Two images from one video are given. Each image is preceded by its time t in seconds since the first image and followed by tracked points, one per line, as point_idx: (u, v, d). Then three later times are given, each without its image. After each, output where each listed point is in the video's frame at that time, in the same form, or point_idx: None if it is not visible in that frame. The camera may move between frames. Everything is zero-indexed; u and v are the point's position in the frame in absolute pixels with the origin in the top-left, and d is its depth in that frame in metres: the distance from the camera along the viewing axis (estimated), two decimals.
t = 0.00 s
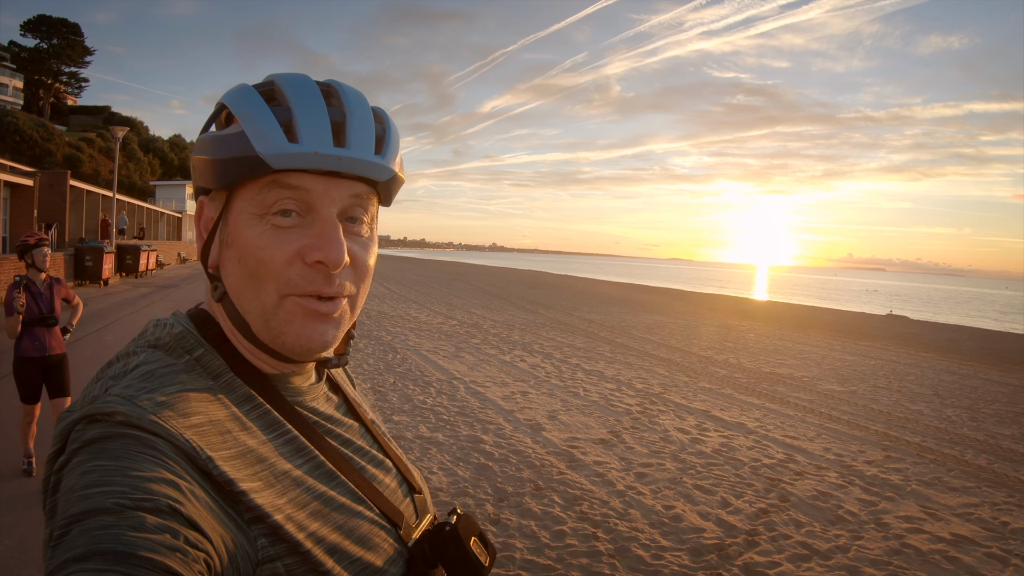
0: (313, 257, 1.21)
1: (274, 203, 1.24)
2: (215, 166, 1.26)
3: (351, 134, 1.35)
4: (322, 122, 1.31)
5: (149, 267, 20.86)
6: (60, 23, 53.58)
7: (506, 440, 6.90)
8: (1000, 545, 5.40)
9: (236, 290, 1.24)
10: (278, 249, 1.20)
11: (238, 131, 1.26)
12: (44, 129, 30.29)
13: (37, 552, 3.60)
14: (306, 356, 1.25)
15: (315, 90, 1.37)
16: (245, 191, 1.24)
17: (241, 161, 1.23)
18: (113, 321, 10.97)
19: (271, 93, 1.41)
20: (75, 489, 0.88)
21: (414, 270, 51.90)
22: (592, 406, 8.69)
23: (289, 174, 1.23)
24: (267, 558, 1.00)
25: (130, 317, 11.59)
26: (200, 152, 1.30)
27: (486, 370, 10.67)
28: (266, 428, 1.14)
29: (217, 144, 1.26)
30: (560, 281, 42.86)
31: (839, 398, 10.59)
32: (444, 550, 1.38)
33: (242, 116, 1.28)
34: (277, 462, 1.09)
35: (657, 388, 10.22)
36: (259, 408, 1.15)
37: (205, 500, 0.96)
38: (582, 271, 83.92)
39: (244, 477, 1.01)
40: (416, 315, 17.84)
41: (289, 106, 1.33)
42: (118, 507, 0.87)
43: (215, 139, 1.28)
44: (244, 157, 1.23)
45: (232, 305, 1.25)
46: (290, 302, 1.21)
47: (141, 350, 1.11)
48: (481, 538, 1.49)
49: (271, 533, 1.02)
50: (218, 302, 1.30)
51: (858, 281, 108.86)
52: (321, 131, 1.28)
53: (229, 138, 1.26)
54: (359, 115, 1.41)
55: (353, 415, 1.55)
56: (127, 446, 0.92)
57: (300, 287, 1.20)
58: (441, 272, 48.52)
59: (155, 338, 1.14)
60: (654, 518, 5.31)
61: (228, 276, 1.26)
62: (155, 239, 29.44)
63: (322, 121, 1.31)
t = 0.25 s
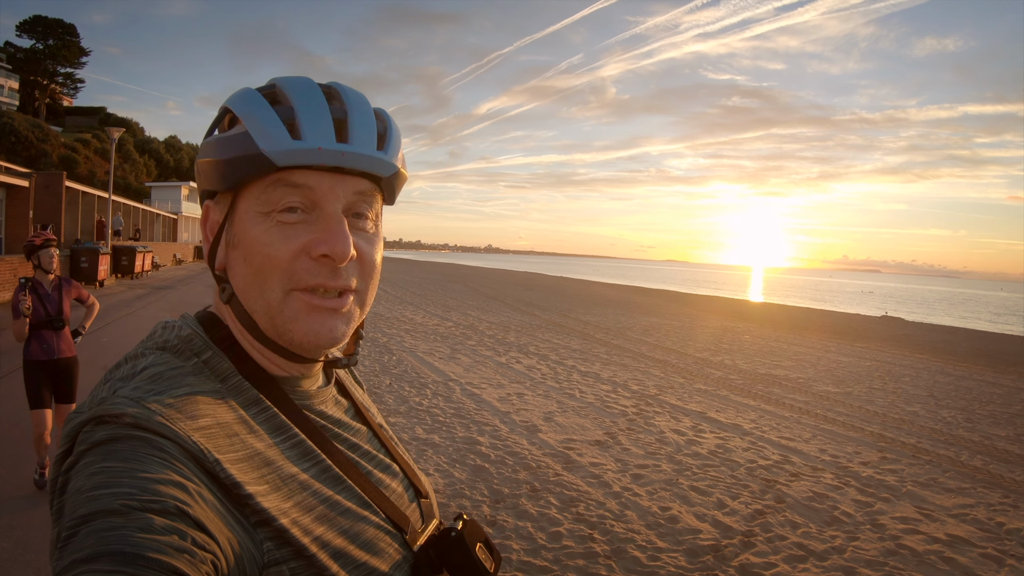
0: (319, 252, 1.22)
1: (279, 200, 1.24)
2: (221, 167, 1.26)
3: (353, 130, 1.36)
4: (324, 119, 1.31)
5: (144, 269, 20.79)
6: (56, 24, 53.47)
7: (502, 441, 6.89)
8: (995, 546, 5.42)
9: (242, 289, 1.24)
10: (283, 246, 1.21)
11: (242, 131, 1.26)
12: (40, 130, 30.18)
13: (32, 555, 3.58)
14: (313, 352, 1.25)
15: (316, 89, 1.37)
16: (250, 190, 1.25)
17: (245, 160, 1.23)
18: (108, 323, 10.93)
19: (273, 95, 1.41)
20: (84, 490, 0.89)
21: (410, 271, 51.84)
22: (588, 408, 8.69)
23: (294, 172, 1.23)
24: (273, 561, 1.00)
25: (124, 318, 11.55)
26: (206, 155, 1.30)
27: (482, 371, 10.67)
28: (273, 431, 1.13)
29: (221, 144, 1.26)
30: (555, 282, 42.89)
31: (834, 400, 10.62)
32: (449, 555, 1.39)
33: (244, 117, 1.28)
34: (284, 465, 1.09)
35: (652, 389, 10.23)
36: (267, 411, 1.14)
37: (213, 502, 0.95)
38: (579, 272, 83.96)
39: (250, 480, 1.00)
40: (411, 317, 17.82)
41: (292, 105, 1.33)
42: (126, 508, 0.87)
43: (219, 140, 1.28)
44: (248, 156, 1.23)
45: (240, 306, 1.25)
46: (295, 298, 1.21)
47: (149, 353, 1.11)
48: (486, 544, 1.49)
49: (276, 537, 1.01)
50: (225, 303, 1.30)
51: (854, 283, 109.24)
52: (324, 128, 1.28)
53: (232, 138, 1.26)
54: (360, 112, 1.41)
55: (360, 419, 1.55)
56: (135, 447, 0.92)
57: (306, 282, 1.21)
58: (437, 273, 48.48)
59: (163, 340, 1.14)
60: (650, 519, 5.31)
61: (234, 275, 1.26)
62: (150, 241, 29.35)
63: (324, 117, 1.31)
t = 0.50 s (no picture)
0: (326, 251, 1.22)
1: (287, 201, 1.24)
2: (228, 168, 1.25)
3: (362, 135, 1.37)
4: (334, 123, 1.31)
5: (137, 270, 20.65)
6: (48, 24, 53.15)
7: (495, 442, 6.89)
8: (988, 544, 5.45)
9: (248, 289, 1.23)
10: (292, 245, 1.21)
11: (252, 132, 1.26)
12: (32, 130, 29.96)
13: (21, 556, 3.56)
14: (318, 352, 1.25)
15: (326, 95, 1.38)
16: (258, 190, 1.24)
17: (254, 160, 1.22)
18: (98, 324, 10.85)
19: (282, 101, 1.41)
20: (88, 490, 0.88)
21: (404, 271, 51.72)
22: (581, 408, 8.70)
23: (303, 173, 1.23)
24: (276, 561, 0.99)
25: (115, 319, 11.47)
26: (213, 156, 1.29)
27: (475, 372, 10.66)
28: (277, 432, 1.12)
29: (230, 145, 1.25)
30: (548, 283, 42.90)
31: (827, 399, 10.67)
32: (450, 555, 1.39)
33: (255, 118, 1.28)
34: (288, 466, 1.08)
35: (645, 389, 10.25)
36: (270, 412, 1.13)
37: (217, 503, 0.95)
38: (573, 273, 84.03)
39: (255, 481, 1.00)
40: (404, 318, 17.77)
41: (302, 110, 1.34)
42: (131, 508, 0.87)
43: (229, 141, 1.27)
44: (258, 155, 1.22)
45: (246, 306, 1.24)
46: (302, 297, 1.21)
47: (152, 353, 1.10)
48: (487, 544, 1.49)
49: (280, 537, 1.01)
50: (229, 304, 1.29)
51: (847, 283, 109.77)
52: (334, 131, 1.29)
53: (242, 139, 1.25)
54: (368, 119, 1.42)
55: (362, 421, 1.55)
56: (139, 447, 0.92)
57: (314, 282, 1.21)
58: (431, 274, 48.40)
59: (167, 340, 1.13)
60: (644, 519, 5.32)
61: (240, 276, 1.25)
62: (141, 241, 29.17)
63: (334, 122, 1.32)
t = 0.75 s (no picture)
0: (329, 251, 1.22)
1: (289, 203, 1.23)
2: (225, 168, 1.23)
3: (360, 138, 1.37)
4: (335, 126, 1.32)
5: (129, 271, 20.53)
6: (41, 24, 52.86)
7: (489, 443, 6.88)
8: (981, 544, 5.48)
9: (248, 290, 1.22)
10: (294, 245, 1.21)
11: (253, 133, 1.24)
12: (24, 130, 29.78)
13: (10, 562, 3.54)
14: (316, 351, 1.25)
15: (323, 98, 1.37)
16: (258, 190, 1.22)
17: (255, 160, 1.21)
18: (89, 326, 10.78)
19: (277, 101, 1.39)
20: (80, 493, 0.87)
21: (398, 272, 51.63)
22: (575, 409, 8.70)
23: (305, 174, 1.23)
24: (271, 561, 0.99)
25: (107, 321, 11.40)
26: (207, 156, 1.27)
27: (468, 373, 10.65)
28: (269, 432, 1.11)
29: (230, 145, 1.23)
30: (542, 284, 42.90)
31: (820, 400, 10.71)
32: (447, 553, 1.39)
33: (255, 119, 1.26)
34: (281, 466, 1.08)
35: (639, 390, 10.26)
36: (263, 413, 1.13)
37: (211, 505, 0.94)
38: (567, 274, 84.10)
39: (248, 482, 0.99)
40: (397, 319, 17.73)
41: (301, 111, 1.33)
42: (124, 510, 0.86)
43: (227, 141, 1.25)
44: (259, 155, 1.21)
45: (242, 307, 1.24)
46: (304, 296, 1.21)
47: (144, 357, 1.09)
48: (484, 541, 1.48)
49: (275, 537, 1.00)
50: (223, 305, 1.28)
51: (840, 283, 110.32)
52: (336, 133, 1.30)
53: (242, 139, 1.23)
54: (365, 121, 1.43)
55: (355, 421, 1.54)
56: (132, 450, 0.91)
57: (317, 281, 1.22)
58: (425, 275, 48.32)
59: (158, 344, 1.12)
60: (637, 520, 5.32)
61: (238, 277, 1.23)
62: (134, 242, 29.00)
63: (335, 124, 1.32)
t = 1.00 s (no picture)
0: (326, 249, 1.22)
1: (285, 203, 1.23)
2: (220, 169, 1.22)
3: (355, 138, 1.37)
4: (330, 126, 1.31)
5: (123, 271, 20.43)
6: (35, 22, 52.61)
7: (483, 444, 6.87)
8: (975, 545, 5.50)
9: (244, 291, 1.21)
10: (292, 244, 1.20)
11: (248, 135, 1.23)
12: (18, 129, 29.61)
13: None
14: (312, 349, 1.25)
15: (317, 99, 1.36)
16: (254, 191, 1.22)
17: (250, 161, 1.20)
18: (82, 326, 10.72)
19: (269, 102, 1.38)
20: (75, 495, 0.87)
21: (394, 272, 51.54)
22: (569, 410, 8.70)
23: (302, 174, 1.23)
24: (268, 563, 0.98)
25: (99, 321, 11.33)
26: (200, 158, 1.26)
27: (463, 374, 10.63)
28: (264, 434, 1.10)
29: (224, 146, 1.22)
30: (537, 284, 42.91)
31: (814, 401, 10.73)
32: (441, 553, 1.38)
33: (250, 119, 1.24)
34: (276, 467, 1.07)
35: (633, 391, 10.27)
36: (258, 414, 1.12)
37: (206, 507, 0.93)
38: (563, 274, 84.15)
39: (243, 483, 0.98)
40: (391, 319, 17.70)
41: (296, 111, 1.32)
42: (119, 512, 0.86)
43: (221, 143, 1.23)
44: (256, 157, 1.20)
45: (237, 309, 1.23)
46: (302, 295, 1.20)
47: (138, 359, 1.08)
48: (479, 541, 1.48)
49: (270, 539, 0.99)
50: (218, 308, 1.26)
51: (835, 284, 110.77)
52: (331, 133, 1.29)
53: (236, 140, 1.21)
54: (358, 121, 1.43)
55: (349, 422, 1.53)
56: (126, 453, 0.90)
57: (314, 280, 1.21)
58: (421, 276, 48.25)
59: (152, 345, 1.11)
60: (632, 521, 5.33)
61: (234, 278, 1.23)
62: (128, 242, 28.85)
63: (330, 124, 1.31)
